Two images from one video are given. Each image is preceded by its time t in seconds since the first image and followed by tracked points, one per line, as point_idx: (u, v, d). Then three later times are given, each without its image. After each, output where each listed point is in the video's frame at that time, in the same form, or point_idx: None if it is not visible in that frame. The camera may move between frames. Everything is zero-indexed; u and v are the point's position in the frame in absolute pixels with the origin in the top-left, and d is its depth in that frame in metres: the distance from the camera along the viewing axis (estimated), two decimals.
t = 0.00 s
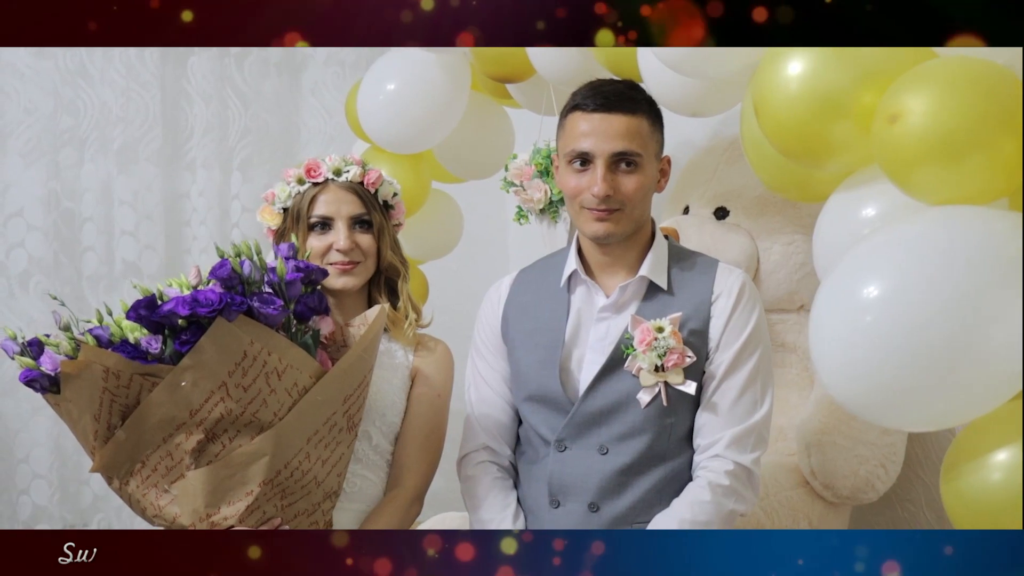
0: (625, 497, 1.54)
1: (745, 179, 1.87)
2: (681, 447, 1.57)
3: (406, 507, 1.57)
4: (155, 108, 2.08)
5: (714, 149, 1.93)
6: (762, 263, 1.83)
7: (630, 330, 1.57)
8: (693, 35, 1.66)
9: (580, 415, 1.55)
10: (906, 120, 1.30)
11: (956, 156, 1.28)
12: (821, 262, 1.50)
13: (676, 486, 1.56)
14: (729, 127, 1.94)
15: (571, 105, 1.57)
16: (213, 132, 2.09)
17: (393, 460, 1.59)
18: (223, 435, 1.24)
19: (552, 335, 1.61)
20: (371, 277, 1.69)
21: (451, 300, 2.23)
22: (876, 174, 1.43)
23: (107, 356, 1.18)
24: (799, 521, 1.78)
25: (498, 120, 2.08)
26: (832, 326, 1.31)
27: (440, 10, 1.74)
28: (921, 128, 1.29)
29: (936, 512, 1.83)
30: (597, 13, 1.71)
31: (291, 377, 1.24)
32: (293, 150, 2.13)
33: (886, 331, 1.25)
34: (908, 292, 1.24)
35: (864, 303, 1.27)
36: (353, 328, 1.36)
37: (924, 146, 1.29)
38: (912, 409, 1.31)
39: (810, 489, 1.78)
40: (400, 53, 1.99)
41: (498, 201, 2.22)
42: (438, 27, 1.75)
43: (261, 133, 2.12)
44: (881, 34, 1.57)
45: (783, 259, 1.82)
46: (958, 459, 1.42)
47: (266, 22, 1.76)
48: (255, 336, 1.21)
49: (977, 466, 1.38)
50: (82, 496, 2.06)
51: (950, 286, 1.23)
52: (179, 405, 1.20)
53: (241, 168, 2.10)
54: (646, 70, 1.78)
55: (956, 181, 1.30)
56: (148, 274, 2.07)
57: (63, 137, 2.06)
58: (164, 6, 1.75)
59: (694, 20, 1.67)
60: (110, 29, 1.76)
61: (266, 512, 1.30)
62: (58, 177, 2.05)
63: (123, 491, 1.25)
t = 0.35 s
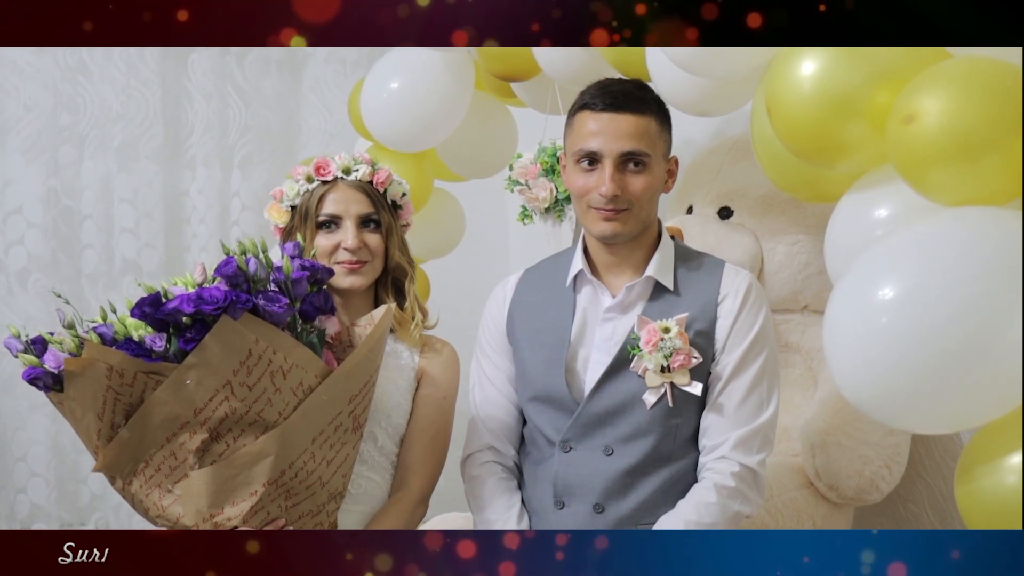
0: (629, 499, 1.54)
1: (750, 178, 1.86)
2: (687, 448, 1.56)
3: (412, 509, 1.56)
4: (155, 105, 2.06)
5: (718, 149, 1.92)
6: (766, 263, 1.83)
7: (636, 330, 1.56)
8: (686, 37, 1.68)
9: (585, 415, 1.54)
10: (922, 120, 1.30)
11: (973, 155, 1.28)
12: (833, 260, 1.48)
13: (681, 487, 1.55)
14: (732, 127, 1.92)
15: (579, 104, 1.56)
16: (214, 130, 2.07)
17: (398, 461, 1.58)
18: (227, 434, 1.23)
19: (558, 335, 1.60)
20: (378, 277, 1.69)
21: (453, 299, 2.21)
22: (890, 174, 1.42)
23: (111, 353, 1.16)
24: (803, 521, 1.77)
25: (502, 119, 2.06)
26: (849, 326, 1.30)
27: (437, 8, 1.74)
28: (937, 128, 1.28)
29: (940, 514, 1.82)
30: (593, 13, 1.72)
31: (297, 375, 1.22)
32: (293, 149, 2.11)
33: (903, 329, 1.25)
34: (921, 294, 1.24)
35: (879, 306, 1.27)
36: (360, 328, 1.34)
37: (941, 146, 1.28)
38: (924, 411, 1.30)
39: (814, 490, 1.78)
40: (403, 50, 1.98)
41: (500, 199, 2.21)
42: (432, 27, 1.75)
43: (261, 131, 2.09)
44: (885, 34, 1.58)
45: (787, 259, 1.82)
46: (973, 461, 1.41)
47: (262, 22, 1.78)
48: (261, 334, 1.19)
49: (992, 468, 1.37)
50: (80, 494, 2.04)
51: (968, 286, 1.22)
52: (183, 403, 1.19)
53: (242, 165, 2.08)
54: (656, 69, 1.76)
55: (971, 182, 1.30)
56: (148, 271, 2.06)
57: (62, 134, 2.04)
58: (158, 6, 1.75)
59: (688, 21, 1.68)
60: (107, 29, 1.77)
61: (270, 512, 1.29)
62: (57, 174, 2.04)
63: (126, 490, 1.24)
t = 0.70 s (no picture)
0: (627, 506, 1.54)
1: (746, 183, 1.86)
2: (684, 454, 1.56)
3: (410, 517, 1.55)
4: (149, 109, 2.05)
5: (713, 153, 1.91)
6: (763, 268, 1.83)
7: (633, 336, 1.56)
8: (680, 38, 1.68)
9: (582, 421, 1.54)
10: (923, 124, 1.30)
11: (975, 160, 1.28)
12: (833, 265, 1.49)
13: (679, 493, 1.55)
14: (727, 130, 1.91)
15: (576, 109, 1.56)
16: (208, 133, 2.07)
17: (395, 469, 1.57)
18: (227, 441, 1.21)
19: (555, 340, 1.60)
20: (375, 282, 1.67)
21: (449, 304, 2.21)
22: (891, 180, 1.42)
23: (110, 359, 1.15)
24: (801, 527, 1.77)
25: (497, 124, 2.06)
26: (851, 332, 1.30)
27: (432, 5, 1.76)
28: (939, 132, 1.28)
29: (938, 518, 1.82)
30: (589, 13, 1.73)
31: (297, 382, 1.21)
32: (287, 153, 2.10)
33: (902, 337, 1.25)
34: (923, 300, 1.24)
35: (881, 311, 1.27)
36: (358, 334, 1.35)
37: (943, 150, 1.28)
38: (925, 418, 1.30)
39: (812, 496, 1.78)
40: (401, 54, 1.98)
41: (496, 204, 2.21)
42: (427, 23, 1.76)
43: (256, 135, 2.09)
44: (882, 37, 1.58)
45: (784, 264, 1.82)
46: (975, 469, 1.42)
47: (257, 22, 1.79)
48: (262, 340, 1.18)
49: (995, 475, 1.38)
50: (73, 500, 2.02)
51: (973, 292, 1.23)
52: (184, 410, 1.18)
53: (236, 170, 2.07)
54: (652, 72, 1.76)
55: (973, 186, 1.30)
56: (141, 276, 2.06)
57: (56, 138, 2.01)
58: (153, 5, 1.75)
59: (681, 23, 1.69)
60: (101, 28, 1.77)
61: (270, 520, 1.28)
62: (51, 178, 2.01)
63: (124, 497, 1.23)
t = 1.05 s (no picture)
0: (632, 513, 1.55)
1: (754, 192, 1.86)
2: (689, 462, 1.56)
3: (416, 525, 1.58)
4: (165, 120, 2.07)
5: (721, 162, 1.91)
6: (770, 277, 1.83)
7: (638, 344, 1.57)
8: (674, 39, 1.71)
9: (587, 430, 1.55)
10: (923, 134, 1.32)
11: (974, 169, 1.31)
12: (834, 276, 1.50)
13: (684, 502, 1.56)
14: (738, 139, 1.91)
15: (582, 118, 1.57)
16: (224, 143, 2.08)
17: (402, 477, 1.58)
18: (240, 450, 1.22)
19: (560, 348, 1.61)
20: (384, 291, 1.70)
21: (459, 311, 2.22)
22: (889, 189, 1.44)
23: (125, 367, 1.16)
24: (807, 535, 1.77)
25: (507, 134, 2.07)
26: (851, 343, 1.33)
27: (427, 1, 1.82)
28: (939, 142, 1.31)
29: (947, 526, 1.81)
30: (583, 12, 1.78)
31: (310, 393, 1.22)
32: (302, 163, 2.10)
33: (901, 348, 1.28)
34: (922, 310, 1.27)
35: (880, 320, 1.29)
36: (369, 343, 1.36)
37: (943, 160, 1.31)
38: (925, 429, 1.34)
39: (819, 504, 1.78)
40: (413, 64, 2.00)
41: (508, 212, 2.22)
42: (423, 22, 1.82)
43: (271, 145, 2.08)
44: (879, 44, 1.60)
45: (792, 272, 1.82)
46: (976, 479, 1.47)
47: (253, 19, 1.83)
48: (276, 350, 1.20)
49: (994, 487, 1.43)
50: (91, 505, 2.06)
51: (969, 306, 1.26)
52: (198, 419, 1.19)
53: (251, 179, 2.08)
54: (656, 82, 1.77)
55: (972, 195, 1.33)
56: (158, 284, 2.07)
57: (74, 148, 2.06)
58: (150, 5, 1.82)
59: (676, 25, 1.72)
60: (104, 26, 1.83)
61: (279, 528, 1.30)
62: (69, 189, 2.06)
63: (135, 504, 1.24)
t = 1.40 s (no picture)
0: (629, 521, 1.55)
1: (753, 198, 1.85)
2: (686, 470, 1.55)
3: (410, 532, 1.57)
4: (166, 122, 2.06)
5: (722, 167, 1.90)
6: (770, 283, 1.82)
7: (634, 351, 1.56)
8: (667, 39, 1.73)
9: (583, 437, 1.54)
10: (918, 140, 1.33)
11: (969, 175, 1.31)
12: (830, 284, 1.52)
13: (681, 510, 1.55)
14: (739, 144, 1.89)
15: (576, 124, 1.56)
16: (224, 146, 2.07)
17: (397, 483, 1.58)
18: (232, 456, 1.22)
19: (556, 355, 1.61)
20: (379, 297, 1.70)
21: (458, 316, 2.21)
22: (885, 195, 1.45)
23: (116, 374, 1.16)
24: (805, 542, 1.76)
25: (506, 138, 2.07)
26: (845, 349, 1.35)
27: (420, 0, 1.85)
28: (933, 148, 1.31)
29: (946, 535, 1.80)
30: (580, 14, 1.80)
31: (303, 399, 1.22)
32: (303, 165, 2.09)
33: (898, 357, 1.30)
34: (918, 321, 1.28)
35: (875, 328, 1.31)
36: (363, 349, 1.36)
37: (938, 165, 1.31)
38: (921, 439, 1.35)
39: (818, 511, 1.77)
40: (411, 68, 2.00)
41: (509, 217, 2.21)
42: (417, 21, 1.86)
43: (272, 148, 2.08)
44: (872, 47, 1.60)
45: (791, 278, 1.81)
46: (972, 488, 1.47)
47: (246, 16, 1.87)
48: (268, 356, 1.19)
49: (992, 496, 1.43)
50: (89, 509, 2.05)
51: (964, 315, 1.27)
52: (190, 425, 1.18)
53: (252, 182, 2.08)
54: (653, 86, 1.77)
55: (967, 201, 1.34)
56: (157, 288, 2.06)
57: (74, 151, 2.06)
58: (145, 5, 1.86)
59: (670, 25, 1.74)
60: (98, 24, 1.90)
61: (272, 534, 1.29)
62: (69, 192, 2.06)
63: (126, 510, 1.23)
